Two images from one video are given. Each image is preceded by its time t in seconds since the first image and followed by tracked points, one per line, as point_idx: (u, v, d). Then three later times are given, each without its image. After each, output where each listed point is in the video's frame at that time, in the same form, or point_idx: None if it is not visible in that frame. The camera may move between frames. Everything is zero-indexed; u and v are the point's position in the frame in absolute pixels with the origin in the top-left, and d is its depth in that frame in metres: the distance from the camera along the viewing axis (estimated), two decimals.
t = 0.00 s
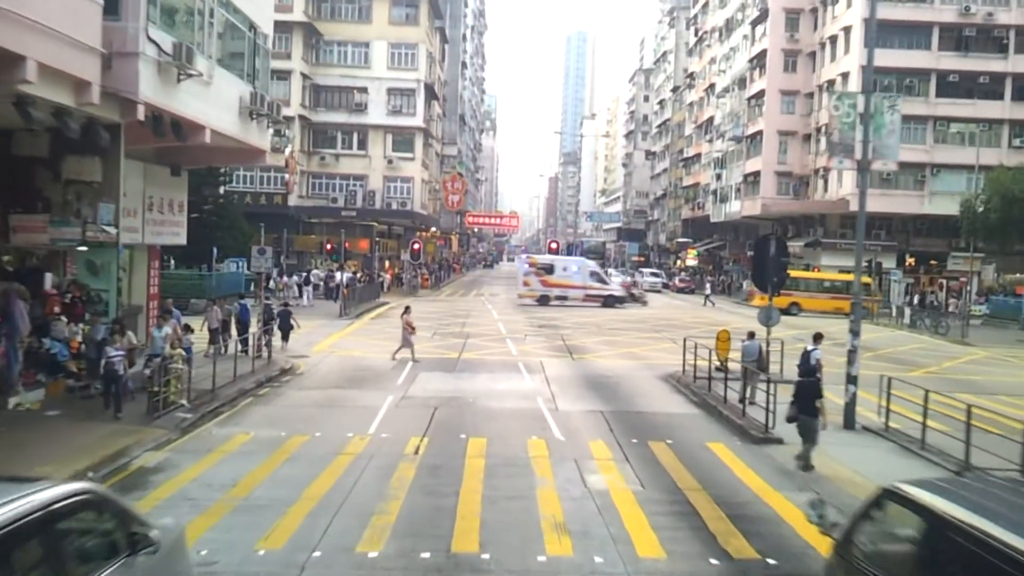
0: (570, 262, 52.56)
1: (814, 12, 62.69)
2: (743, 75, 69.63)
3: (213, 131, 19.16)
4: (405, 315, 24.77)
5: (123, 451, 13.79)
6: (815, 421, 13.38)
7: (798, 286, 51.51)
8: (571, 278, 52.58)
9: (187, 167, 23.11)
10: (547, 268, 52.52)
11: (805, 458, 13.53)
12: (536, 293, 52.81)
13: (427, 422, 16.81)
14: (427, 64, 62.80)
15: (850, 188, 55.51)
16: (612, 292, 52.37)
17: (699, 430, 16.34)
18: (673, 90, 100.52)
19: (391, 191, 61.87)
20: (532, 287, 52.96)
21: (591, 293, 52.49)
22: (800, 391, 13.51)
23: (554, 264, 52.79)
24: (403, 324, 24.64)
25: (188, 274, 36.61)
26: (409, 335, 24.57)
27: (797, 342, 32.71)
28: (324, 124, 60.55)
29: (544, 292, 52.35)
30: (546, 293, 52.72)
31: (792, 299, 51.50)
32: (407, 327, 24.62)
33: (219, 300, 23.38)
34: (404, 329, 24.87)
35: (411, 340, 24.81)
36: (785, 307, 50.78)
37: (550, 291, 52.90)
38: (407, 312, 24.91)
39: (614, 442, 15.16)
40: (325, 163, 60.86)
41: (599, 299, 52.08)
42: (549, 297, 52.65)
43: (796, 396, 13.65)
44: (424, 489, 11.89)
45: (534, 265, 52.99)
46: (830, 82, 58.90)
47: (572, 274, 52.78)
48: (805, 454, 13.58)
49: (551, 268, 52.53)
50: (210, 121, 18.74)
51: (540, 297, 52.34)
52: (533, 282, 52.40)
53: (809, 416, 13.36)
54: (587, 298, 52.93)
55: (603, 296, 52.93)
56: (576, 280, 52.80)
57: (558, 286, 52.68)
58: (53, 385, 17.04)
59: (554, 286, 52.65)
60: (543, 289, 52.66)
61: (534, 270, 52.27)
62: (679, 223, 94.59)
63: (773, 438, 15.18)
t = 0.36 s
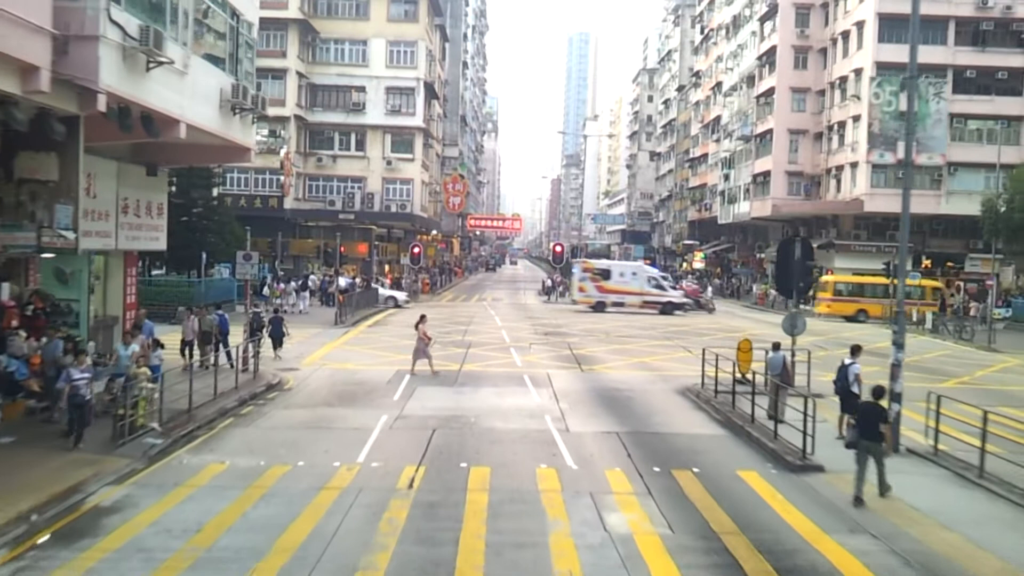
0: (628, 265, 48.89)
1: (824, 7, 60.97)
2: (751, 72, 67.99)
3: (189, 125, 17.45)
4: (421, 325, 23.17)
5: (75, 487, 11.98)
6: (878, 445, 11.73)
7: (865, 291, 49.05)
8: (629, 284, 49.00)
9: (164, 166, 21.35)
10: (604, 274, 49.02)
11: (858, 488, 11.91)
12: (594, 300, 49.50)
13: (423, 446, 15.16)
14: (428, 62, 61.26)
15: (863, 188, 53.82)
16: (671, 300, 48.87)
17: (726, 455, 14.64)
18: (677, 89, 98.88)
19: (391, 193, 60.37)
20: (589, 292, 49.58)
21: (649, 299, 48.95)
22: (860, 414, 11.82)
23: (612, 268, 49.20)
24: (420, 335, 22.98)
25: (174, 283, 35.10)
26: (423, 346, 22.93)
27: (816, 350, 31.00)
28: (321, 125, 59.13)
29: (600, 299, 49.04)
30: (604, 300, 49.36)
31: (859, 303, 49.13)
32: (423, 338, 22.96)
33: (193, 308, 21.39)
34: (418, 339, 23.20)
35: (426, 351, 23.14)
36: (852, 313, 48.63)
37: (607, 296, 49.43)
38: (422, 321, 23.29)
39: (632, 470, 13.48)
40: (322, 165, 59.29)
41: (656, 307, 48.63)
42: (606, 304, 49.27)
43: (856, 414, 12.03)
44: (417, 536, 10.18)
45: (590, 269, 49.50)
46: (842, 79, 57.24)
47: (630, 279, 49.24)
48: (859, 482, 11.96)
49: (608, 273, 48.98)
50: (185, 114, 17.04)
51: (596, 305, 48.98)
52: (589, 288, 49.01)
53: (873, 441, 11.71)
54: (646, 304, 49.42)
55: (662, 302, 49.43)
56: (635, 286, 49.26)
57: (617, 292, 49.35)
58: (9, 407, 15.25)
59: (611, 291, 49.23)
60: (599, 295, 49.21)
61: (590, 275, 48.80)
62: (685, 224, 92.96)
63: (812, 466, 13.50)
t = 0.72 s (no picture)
0: (689, 268, 46.85)
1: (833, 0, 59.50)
2: (758, 68, 66.50)
3: (165, 117, 16.03)
4: (439, 330, 21.68)
5: (22, 521, 10.51)
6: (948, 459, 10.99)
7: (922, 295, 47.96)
8: (688, 287, 47.08)
9: (141, 162, 19.89)
10: (662, 276, 46.81)
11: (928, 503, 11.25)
12: (650, 302, 47.45)
13: (418, 466, 13.73)
14: (427, 58, 59.97)
15: (874, 185, 52.31)
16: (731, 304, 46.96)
17: (755, 476, 13.27)
18: (681, 87, 97.50)
19: (390, 193, 59.07)
20: (645, 293, 47.55)
21: (708, 303, 47.08)
22: (927, 425, 11.13)
23: (671, 270, 47.02)
24: (437, 342, 21.49)
25: (161, 286, 34.00)
26: (441, 354, 21.39)
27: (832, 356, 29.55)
28: (318, 123, 57.85)
29: (657, 303, 47.03)
30: (661, 302, 47.46)
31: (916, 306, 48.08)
32: (441, 345, 21.48)
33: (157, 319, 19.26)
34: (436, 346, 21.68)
35: (443, 359, 21.63)
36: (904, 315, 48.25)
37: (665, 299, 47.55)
38: (441, 327, 21.83)
39: (651, 496, 12.08)
40: (319, 164, 58.00)
41: (715, 311, 46.73)
42: (663, 307, 47.30)
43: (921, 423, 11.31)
44: None
45: (648, 271, 47.19)
46: (851, 74, 55.76)
47: (689, 282, 47.28)
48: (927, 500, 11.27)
49: (667, 275, 46.91)
50: (160, 105, 15.59)
51: (653, 308, 47.07)
52: (646, 290, 47.03)
53: (942, 455, 10.95)
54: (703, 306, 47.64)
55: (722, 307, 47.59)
56: (694, 289, 47.38)
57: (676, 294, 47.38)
58: None
59: (670, 294, 47.29)
60: (657, 297, 47.26)
61: (648, 277, 46.63)
62: (690, 223, 91.61)
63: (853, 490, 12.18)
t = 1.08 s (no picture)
0: (745, 275, 44.99)
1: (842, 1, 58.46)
2: (764, 70, 65.41)
3: (143, 109, 14.93)
4: (459, 339, 20.63)
5: None
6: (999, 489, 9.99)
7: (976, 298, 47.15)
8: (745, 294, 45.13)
9: (122, 159, 18.74)
10: (717, 283, 45.13)
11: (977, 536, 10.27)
12: (705, 310, 45.76)
13: (415, 487, 12.63)
14: (428, 58, 59.25)
15: (885, 189, 51.12)
16: (788, 314, 44.92)
17: (781, 504, 12.14)
18: (685, 89, 96.55)
19: (390, 194, 58.07)
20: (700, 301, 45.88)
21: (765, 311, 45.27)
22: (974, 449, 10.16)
23: (727, 277, 45.51)
24: (454, 352, 20.39)
25: (151, 289, 33.66)
26: (461, 364, 20.35)
27: (846, 366, 28.42)
28: (317, 123, 57.09)
29: (713, 311, 45.27)
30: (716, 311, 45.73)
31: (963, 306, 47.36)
32: (461, 355, 20.38)
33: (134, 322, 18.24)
34: (454, 356, 20.61)
35: (462, 369, 20.55)
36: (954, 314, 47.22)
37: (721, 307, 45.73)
38: (460, 336, 20.74)
39: (669, 525, 10.98)
40: (318, 165, 57.15)
41: (771, 321, 44.73)
42: (720, 315, 45.50)
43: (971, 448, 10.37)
44: None
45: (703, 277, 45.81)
46: (860, 76, 54.69)
47: (745, 290, 45.50)
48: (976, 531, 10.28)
49: (723, 283, 45.16)
50: (138, 96, 14.49)
51: (707, 316, 45.27)
52: (702, 298, 45.33)
53: (993, 483, 9.95)
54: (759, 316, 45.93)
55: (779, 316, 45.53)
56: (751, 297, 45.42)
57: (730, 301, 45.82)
58: None
59: (725, 302, 45.51)
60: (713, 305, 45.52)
61: (704, 284, 44.94)
62: (694, 227, 90.62)
63: (892, 521, 11.08)
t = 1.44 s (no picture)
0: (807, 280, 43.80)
1: None
2: (769, 69, 64.45)
3: (122, 101, 13.95)
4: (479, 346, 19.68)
5: None
6: None
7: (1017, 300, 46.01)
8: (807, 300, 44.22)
9: (102, 155, 17.77)
10: (779, 289, 44.08)
11: None
12: (765, 317, 44.74)
13: (410, 506, 11.71)
14: (429, 56, 58.52)
15: (893, 190, 50.07)
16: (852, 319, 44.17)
17: (807, 527, 11.20)
18: (688, 89, 95.71)
19: (389, 195, 57.21)
20: (760, 307, 44.78)
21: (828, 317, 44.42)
22: (1018, 462, 9.44)
23: (788, 283, 44.50)
24: (476, 360, 19.41)
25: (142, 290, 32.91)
26: (479, 370, 19.27)
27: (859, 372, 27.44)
28: (315, 122, 56.39)
29: (775, 318, 44.26)
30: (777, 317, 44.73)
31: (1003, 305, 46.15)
32: (482, 363, 19.39)
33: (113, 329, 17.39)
34: (475, 364, 19.61)
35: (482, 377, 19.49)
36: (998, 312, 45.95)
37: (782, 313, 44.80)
38: (480, 344, 19.77)
39: (685, 552, 10.04)
40: (317, 165, 56.44)
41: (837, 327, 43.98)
42: (781, 322, 44.57)
43: (1016, 466, 9.49)
44: None
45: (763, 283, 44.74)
46: (868, 75, 53.81)
47: (807, 296, 44.45)
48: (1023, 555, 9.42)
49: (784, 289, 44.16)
50: (116, 87, 13.54)
51: (768, 323, 44.25)
52: (765, 304, 44.29)
53: None
54: (821, 322, 45.12)
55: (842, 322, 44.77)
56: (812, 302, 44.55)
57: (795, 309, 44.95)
58: None
59: (787, 308, 44.55)
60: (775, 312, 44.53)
61: (764, 291, 43.74)
62: (696, 229, 89.75)
63: (930, 545, 10.17)
